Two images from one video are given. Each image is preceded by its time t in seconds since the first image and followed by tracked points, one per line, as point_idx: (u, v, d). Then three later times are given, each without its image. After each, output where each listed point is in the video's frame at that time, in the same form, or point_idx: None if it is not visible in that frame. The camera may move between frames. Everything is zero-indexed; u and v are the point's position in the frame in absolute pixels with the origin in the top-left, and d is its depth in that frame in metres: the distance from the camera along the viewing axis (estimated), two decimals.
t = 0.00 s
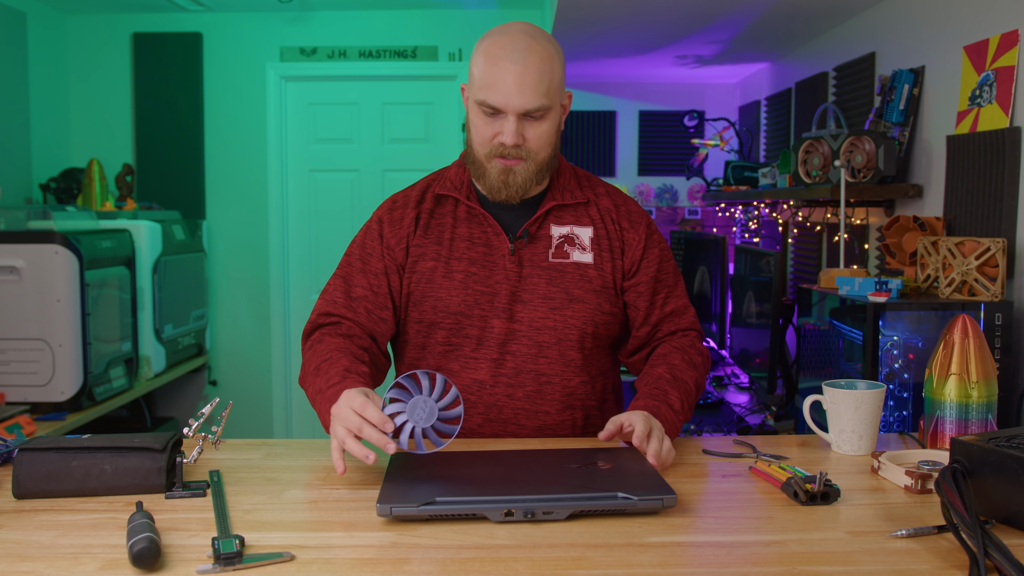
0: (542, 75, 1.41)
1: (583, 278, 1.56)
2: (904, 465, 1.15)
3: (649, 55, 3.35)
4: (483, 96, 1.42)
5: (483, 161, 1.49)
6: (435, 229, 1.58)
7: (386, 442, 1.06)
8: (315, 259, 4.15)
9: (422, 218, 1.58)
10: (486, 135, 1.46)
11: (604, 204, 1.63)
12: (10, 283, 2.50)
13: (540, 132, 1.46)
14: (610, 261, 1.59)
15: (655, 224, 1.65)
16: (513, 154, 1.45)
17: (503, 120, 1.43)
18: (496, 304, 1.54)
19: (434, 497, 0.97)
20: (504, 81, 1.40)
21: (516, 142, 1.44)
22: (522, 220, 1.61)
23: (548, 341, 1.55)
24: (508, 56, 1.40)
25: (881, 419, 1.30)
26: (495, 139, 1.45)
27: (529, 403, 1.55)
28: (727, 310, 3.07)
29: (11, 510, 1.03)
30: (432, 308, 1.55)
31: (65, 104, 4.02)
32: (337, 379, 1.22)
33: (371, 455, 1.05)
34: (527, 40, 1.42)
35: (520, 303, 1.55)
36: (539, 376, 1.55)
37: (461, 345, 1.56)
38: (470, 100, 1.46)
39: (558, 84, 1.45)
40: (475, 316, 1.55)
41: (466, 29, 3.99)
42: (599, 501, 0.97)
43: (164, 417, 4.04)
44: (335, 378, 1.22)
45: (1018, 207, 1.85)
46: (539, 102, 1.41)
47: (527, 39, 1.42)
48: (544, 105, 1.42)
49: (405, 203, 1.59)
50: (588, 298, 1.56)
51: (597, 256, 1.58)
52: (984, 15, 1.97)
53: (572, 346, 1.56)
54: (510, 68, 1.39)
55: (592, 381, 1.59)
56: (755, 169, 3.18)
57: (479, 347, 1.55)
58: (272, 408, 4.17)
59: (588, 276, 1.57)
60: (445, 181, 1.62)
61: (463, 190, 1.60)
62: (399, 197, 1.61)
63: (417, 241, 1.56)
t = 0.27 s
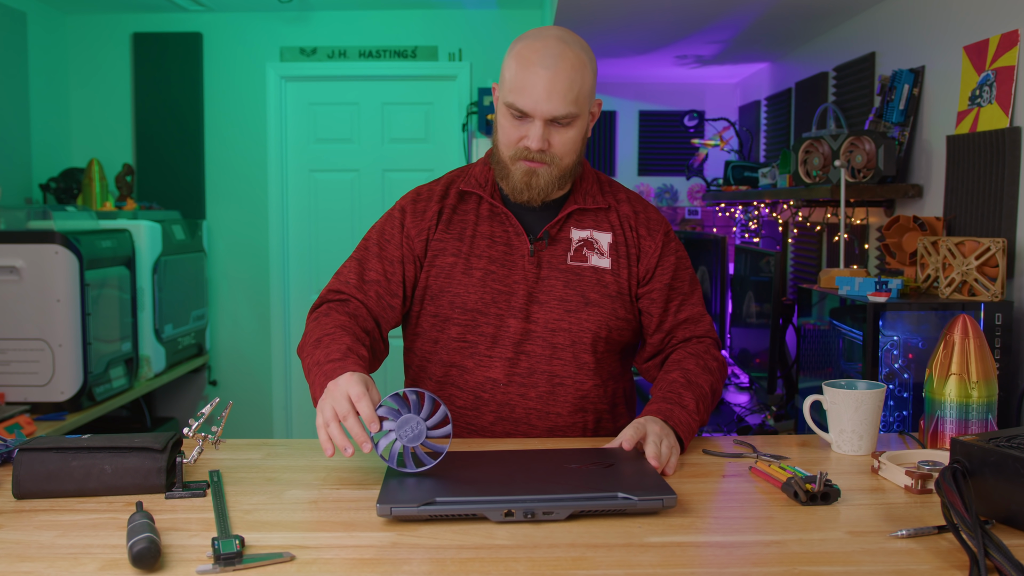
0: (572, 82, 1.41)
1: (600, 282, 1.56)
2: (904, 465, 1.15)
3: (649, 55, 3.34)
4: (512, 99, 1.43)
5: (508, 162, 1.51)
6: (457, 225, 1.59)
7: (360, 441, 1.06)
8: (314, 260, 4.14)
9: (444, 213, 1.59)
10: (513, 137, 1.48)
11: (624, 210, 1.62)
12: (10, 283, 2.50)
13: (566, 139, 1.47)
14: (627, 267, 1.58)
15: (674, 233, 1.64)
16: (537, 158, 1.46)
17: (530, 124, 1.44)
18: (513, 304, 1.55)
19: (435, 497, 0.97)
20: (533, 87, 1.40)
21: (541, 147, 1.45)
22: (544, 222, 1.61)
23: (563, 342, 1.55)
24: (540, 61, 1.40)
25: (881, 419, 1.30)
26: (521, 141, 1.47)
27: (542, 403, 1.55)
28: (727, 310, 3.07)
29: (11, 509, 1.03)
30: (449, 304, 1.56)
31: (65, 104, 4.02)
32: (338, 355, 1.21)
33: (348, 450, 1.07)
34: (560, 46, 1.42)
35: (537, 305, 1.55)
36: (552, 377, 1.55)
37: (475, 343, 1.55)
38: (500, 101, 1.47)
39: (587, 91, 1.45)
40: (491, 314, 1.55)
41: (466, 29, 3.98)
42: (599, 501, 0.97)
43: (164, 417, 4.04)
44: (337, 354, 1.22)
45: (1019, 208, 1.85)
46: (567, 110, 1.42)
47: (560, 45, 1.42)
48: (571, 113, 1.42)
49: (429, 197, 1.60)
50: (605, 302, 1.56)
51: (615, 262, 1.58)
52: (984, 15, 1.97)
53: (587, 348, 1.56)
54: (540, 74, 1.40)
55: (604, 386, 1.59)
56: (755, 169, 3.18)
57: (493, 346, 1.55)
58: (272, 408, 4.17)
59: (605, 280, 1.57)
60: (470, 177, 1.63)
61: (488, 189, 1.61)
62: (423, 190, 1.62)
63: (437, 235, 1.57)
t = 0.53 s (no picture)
0: (588, 86, 1.41)
1: (609, 284, 1.56)
2: (904, 465, 1.15)
3: (649, 55, 3.34)
4: (527, 101, 1.43)
5: (522, 163, 1.51)
6: (467, 225, 1.59)
7: (359, 441, 1.06)
8: (315, 260, 4.14)
9: (455, 212, 1.59)
10: (527, 138, 1.48)
11: (634, 213, 1.62)
12: (10, 283, 2.50)
13: (580, 141, 1.47)
14: (636, 270, 1.58)
15: (682, 236, 1.64)
16: (551, 160, 1.46)
17: (545, 126, 1.44)
18: (522, 304, 1.55)
19: (435, 498, 0.97)
20: (549, 89, 1.40)
21: (556, 149, 1.45)
22: (555, 223, 1.61)
23: (572, 343, 1.55)
24: (556, 64, 1.40)
25: (881, 419, 1.30)
26: (535, 143, 1.47)
27: (549, 403, 1.56)
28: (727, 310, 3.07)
29: (11, 509, 1.03)
30: (459, 303, 1.56)
31: (65, 104, 4.02)
32: (346, 350, 1.22)
33: (345, 449, 1.08)
34: (577, 49, 1.42)
35: (548, 306, 1.55)
36: (560, 378, 1.55)
37: (485, 343, 1.55)
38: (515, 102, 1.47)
39: (602, 94, 1.45)
40: (500, 314, 1.55)
41: (466, 29, 3.99)
42: (599, 501, 0.97)
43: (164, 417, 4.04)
44: (344, 349, 1.22)
45: (1019, 208, 1.85)
46: (582, 112, 1.42)
47: (577, 49, 1.42)
48: (587, 116, 1.43)
49: (440, 196, 1.60)
50: (614, 303, 1.56)
51: (624, 264, 1.58)
52: (984, 15, 1.97)
53: (596, 349, 1.55)
54: (556, 76, 1.40)
55: (611, 387, 1.59)
56: (755, 170, 3.18)
57: (502, 346, 1.55)
58: (272, 408, 4.17)
59: (614, 282, 1.57)
60: (481, 177, 1.63)
61: (500, 189, 1.61)
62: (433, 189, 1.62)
63: (448, 234, 1.57)
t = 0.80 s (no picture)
0: (585, 82, 1.41)
1: (609, 284, 1.56)
2: (904, 465, 1.15)
3: (649, 55, 3.34)
4: (525, 98, 1.43)
5: (520, 162, 1.50)
6: (467, 225, 1.59)
7: (357, 442, 1.07)
8: (314, 260, 4.14)
9: (455, 212, 1.59)
10: (525, 136, 1.48)
11: (634, 213, 1.62)
12: (10, 283, 2.50)
13: (578, 138, 1.47)
14: (635, 269, 1.58)
15: (682, 235, 1.64)
16: (549, 158, 1.46)
17: (543, 124, 1.44)
18: (522, 304, 1.55)
19: (435, 498, 0.97)
20: (547, 86, 1.40)
21: (553, 146, 1.45)
22: (555, 223, 1.61)
23: (570, 343, 1.55)
24: (553, 61, 1.41)
25: (881, 419, 1.30)
26: (533, 141, 1.47)
27: (549, 403, 1.55)
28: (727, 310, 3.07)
29: (11, 509, 1.03)
30: (458, 303, 1.56)
31: (65, 104, 4.02)
32: (344, 351, 1.22)
33: (343, 452, 1.07)
34: (573, 47, 1.43)
35: (548, 306, 1.55)
36: (559, 378, 1.55)
37: (484, 343, 1.55)
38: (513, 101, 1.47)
39: (600, 92, 1.45)
40: (500, 314, 1.55)
41: (466, 29, 3.98)
42: (599, 501, 0.97)
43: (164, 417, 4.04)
44: (343, 350, 1.22)
45: (1018, 208, 1.85)
46: (580, 109, 1.42)
47: (574, 46, 1.43)
48: (584, 112, 1.43)
49: (440, 196, 1.60)
50: (613, 303, 1.56)
51: (623, 264, 1.58)
52: (984, 15, 1.97)
53: (594, 349, 1.55)
54: (553, 73, 1.40)
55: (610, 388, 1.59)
56: (755, 169, 3.18)
57: (502, 346, 1.55)
58: (272, 408, 4.17)
59: (613, 282, 1.57)
60: (481, 177, 1.63)
61: (499, 189, 1.61)
62: (433, 189, 1.62)
63: (448, 234, 1.58)
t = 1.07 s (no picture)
0: (577, 80, 1.41)
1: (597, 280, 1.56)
2: (904, 465, 1.15)
3: (649, 55, 3.34)
4: (518, 96, 1.43)
5: (512, 160, 1.51)
6: (462, 226, 1.60)
7: (356, 442, 1.05)
8: (313, 260, 4.14)
9: (450, 214, 1.59)
10: (517, 135, 1.48)
11: (621, 206, 1.61)
12: (10, 283, 2.50)
13: (570, 137, 1.47)
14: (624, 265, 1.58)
15: (664, 223, 1.60)
16: (541, 156, 1.46)
17: (535, 122, 1.45)
18: (518, 304, 1.55)
19: (435, 498, 0.97)
20: (539, 84, 1.41)
21: (545, 145, 1.45)
22: (546, 222, 1.61)
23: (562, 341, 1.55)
24: (546, 59, 1.41)
25: (881, 419, 1.30)
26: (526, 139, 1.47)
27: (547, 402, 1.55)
28: (727, 310, 3.07)
29: (11, 509, 1.03)
30: (455, 304, 1.57)
31: (65, 104, 4.02)
32: (342, 355, 1.22)
33: (345, 454, 1.06)
34: (566, 45, 1.42)
35: (541, 305, 1.56)
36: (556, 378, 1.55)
37: (482, 343, 1.55)
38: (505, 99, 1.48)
39: (593, 90, 1.45)
40: (496, 314, 1.55)
41: (466, 29, 3.98)
42: (599, 501, 0.97)
43: (164, 417, 4.04)
44: (340, 354, 1.22)
45: (1019, 208, 1.85)
46: (572, 107, 1.42)
47: (567, 44, 1.43)
48: (576, 111, 1.43)
49: (433, 199, 1.61)
50: (602, 298, 1.56)
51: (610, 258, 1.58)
52: (984, 15, 1.97)
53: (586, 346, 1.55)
54: (546, 71, 1.40)
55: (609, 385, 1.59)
56: (755, 169, 3.18)
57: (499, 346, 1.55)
58: (272, 408, 4.17)
59: (602, 278, 1.57)
60: (475, 178, 1.63)
61: (492, 188, 1.61)
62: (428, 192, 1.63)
63: (443, 237, 1.58)
